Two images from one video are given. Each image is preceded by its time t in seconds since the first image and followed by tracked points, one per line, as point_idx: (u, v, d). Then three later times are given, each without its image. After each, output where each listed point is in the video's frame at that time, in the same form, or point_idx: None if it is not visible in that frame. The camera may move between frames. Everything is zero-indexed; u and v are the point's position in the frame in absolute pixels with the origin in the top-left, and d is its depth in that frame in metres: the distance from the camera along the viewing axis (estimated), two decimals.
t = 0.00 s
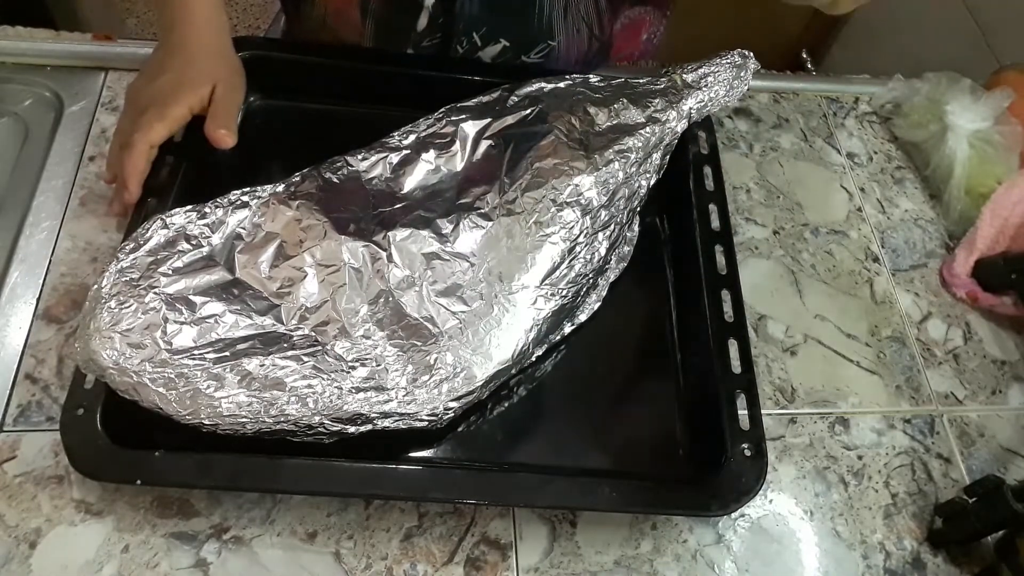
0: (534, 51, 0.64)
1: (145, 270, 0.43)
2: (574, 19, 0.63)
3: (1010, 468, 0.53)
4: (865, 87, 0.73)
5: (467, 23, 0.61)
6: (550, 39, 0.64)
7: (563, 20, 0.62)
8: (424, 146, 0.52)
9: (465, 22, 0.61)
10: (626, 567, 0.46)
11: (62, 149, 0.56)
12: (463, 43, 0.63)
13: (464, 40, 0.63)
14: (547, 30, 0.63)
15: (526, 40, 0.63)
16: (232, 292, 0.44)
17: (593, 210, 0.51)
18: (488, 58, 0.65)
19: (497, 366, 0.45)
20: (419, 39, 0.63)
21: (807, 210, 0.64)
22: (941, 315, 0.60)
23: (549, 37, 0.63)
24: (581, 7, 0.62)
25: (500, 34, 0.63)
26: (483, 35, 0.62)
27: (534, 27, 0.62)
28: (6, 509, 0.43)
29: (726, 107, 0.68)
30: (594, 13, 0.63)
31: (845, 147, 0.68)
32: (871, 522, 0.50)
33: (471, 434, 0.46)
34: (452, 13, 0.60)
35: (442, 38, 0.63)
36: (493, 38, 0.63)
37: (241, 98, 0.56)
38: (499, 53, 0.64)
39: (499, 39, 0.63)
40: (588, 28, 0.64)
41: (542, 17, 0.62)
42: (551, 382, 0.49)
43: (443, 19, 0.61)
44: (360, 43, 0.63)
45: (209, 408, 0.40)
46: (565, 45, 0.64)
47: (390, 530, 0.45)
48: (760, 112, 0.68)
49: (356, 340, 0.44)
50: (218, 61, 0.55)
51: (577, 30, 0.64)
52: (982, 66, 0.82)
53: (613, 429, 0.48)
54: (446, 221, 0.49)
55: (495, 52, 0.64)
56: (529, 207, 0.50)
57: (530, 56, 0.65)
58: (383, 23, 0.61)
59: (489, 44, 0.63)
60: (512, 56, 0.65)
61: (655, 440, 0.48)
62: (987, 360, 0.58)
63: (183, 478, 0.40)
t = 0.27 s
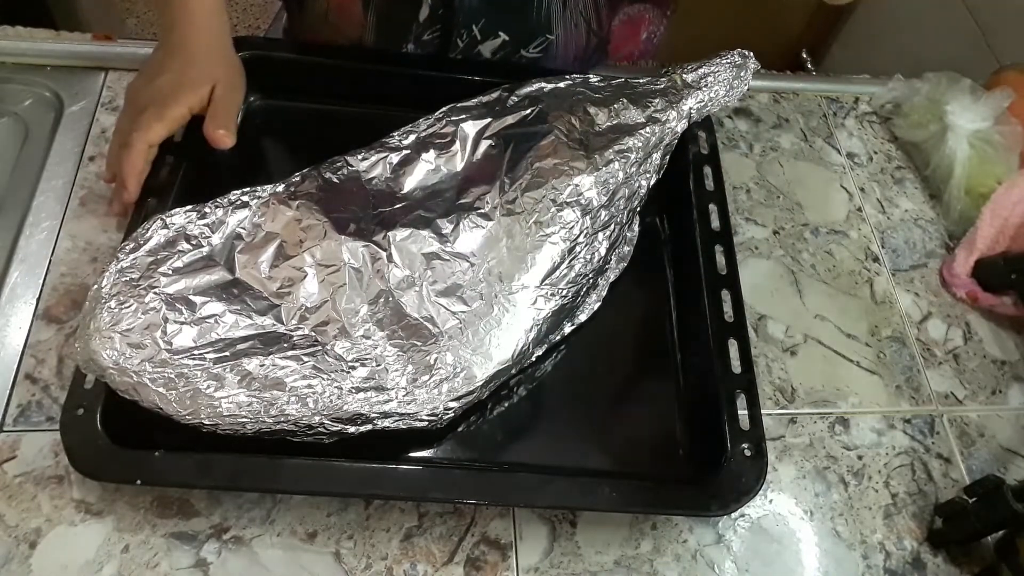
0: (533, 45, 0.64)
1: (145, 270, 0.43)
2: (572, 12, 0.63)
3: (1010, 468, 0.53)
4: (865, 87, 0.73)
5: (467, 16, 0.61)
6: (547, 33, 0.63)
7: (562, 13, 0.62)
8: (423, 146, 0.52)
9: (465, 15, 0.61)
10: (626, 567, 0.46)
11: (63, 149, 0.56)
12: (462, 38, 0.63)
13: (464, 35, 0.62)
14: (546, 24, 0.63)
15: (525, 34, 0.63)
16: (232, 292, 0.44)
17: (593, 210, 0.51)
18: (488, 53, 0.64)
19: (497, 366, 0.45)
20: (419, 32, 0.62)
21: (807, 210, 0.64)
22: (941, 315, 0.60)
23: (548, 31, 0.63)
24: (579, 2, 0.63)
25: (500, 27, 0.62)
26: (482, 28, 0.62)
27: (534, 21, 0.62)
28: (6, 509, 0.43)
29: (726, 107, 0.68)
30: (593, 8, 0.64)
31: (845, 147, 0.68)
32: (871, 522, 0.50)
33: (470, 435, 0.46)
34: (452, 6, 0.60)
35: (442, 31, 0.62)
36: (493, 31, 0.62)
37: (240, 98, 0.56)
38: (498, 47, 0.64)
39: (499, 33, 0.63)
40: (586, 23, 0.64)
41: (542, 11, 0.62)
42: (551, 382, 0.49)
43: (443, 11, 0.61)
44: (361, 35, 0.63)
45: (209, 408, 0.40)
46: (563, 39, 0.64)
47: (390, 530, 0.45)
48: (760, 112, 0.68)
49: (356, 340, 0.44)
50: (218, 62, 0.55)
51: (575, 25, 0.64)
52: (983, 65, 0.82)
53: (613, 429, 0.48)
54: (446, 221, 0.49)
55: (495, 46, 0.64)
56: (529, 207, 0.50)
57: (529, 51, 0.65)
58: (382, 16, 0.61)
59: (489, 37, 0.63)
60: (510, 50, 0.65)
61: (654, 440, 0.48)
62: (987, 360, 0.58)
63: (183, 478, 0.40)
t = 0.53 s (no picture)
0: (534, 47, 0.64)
1: (145, 270, 0.43)
2: (576, 17, 0.63)
3: (1010, 468, 0.53)
4: (865, 87, 0.73)
5: (469, 16, 0.61)
6: (550, 36, 0.63)
7: (565, 18, 0.62)
8: (423, 146, 0.52)
9: (466, 15, 0.61)
10: (626, 567, 0.46)
11: (63, 149, 0.56)
12: (463, 39, 0.63)
13: (464, 36, 0.62)
14: (548, 27, 0.63)
15: (526, 37, 0.63)
16: (231, 292, 0.44)
17: (593, 211, 0.51)
18: (489, 53, 0.64)
19: (498, 366, 0.45)
20: (420, 32, 0.62)
21: (807, 210, 0.64)
22: (941, 315, 0.60)
23: (550, 34, 0.63)
24: (583, 5, 0.62)
25: (500, 28, 0.62)
26: (483, 29, 0.62)
27: (536, 24, 0.62)
28: (6, 509, 0.43)
29: (726, 107, 0.68)
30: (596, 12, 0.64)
31: (845, 147, 0.68)
32: (871, 522, 0.50)
33: (470, 435, 0.46)
34: (452, 4, 0.60)
35: (443, 31, 0.62)
36: (494, 33, 0.62)
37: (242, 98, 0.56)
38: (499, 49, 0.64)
39: (500, 35, 0.63)
40: (589, 26, 0.64)
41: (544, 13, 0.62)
42: (550, 382, 0.49)
43: (444, 10, 0.61)
44: (362, 35, 0.63)
45: (209, 408, 0.40)
46: (565, 42, 0.64)
47: (390, 530, 0.45)
48: (760, 112, 0.68)
49: (356, 340, 0.44)
50: (219, 62, 0.55)
51: (578, 29, 0.64)
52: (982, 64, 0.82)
53: (612, 429, 0.48)
54: (447, 221, 0.49)
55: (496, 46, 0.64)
56: (529, 207, 0.50)
57: (529, 52, 0.65)
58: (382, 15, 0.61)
59: (490, 38, 0.63)
60: (513, 51, 0.65)
61: (654, 440, 0.48)
62: (987, 360, 0.58)
63: (183, 479, 0.40)
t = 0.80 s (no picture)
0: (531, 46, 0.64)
1: (145, 270, 0.43)
2: (573, 17, 0.63)
3: (1010, 468, 0.53)
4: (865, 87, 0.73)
5: (464, 14, 0.60)
6: (546, 37, 0.63)
7: (563, 19, 0.62)
8: (423, 147, 0.52)
9: (461, 12, 0.60)
10: (626, 567, 0.46)
11: (63, 149, 0.56)
12: (459, 37, 0.62)
13: (460, 34, 0.62)
14: (545, 27, 0.62)
15: (525, 36, 0.63)
16: (232, 292, 0.44)
17: (593, 211, 0.51)
18: (486, 53, 0.64)
19: (497, 366, 0.45)
20: (417, 30, 0.62)
21: (807, 210, 0.64)
22: (941, 315, 0.60)
23: (547, 35, 0.63)
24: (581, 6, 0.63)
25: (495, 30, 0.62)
26: (478, 28, 0.62)
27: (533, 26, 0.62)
28: (6, 509, 0.43)
29: (725, 107, 0.68)
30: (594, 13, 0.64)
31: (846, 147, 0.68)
32: (871, 522, 0.50)
33: (470, 435, 0.46)
34: (448, 3, 0.60)
35: (439, 28, 0.62)
36: (489, 32, 0.62)
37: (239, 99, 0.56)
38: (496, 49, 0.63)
39: (497, 35, 0.63)
40: (586, 27, 0.64)
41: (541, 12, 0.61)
42: (550, 382, 0.49)
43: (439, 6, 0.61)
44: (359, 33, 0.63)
45: (208, 409, 0.40)
46: (562, 43, 0.64)
47: (390, 530, 0.45)
48: (760, 112, 0.68)
49: (356, 341, 0.44)
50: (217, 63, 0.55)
51: (575, 29, 0.64)
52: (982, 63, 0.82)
53: (612, 429, 0.48)
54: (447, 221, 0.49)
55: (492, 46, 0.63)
56: (529, 208, 0.50)
57: (527, 53, 0.64)
58: (379, 16, 0.61)
59: (486, 38, 0.63)
60: (510, 51, 0.64)
61: (654, 440, 0.48)
62: (987, 360, 0.58)
63: (184, 479, 0.40)
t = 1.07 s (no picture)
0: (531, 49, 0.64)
1: (145, 270, 0.43)
2: (574, 21, 0.63)
3: (1010, 468, 0.53)
4: (865, 87, 0.73)
5: (463, 15, 0.60)
6: (546, 40, 0.63)
7: (563, 22, 0.62)
8: (423, 147, 0.52)
9: (461, 13, 0.60)
10: (626, 567, 0.46)
11: (63, 149, 0.57)
12: (459, 37, 0.62)
13: (460, 35, 0.62)
14: (545, 30, 0.63)
15: (526, 40, 0.63)
16: (232, 292, 0.44)
17: (593, 211, 0.50)
18: (486, 54, 0.64)
19: (498, 366, 0.45)
20: (417, 29, 0.62)
21: (806, 210, 0.64)
22: (941, 315, 0.60)
23: (547, 38, 0.63)
24: (582, 12, 0.62)
25: (494, 32, 0.62)
26: (478, 29, 0.61)
27: (533, 28, 0.62)
28: (6, 509, 0.43)
29: (725, 107, 0.68)
30: (596, 17, 0.64)
31: (845, 147, 0.68)
32: (871, 522, 0.50)
33: (470, 435, 0.46)
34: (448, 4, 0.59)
35: (439, 28, 0.62)
36: (489, 34, 0.62)
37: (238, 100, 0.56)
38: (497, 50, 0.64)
39: (496, 37, 0.63)
40: (587, 30, 0.64)
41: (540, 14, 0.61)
42: (550, 382, 0.49)
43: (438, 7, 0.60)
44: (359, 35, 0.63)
45: (207, 408, 0.40)
46: (562, 46, 0.64)
47: (390, 530, 0.45)
48: (760, 112, 0.68)
49: (356, 341, 0.44)
50: (217, 62, 0.55)
51: (576, 32, 0.64)
52: (982, 63, 0.82)
53: (612, 428, 0.48)
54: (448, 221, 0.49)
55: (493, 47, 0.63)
56: (529, 208, 0.50)
57: (527, 54, 0.65)
58: (378, 17, 0.61)
59: (486, 39, 0.63)
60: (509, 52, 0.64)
61: (654, 440, 0.48)
62: (987, 360, 0.58)
63: (184, 480, 0.40)
